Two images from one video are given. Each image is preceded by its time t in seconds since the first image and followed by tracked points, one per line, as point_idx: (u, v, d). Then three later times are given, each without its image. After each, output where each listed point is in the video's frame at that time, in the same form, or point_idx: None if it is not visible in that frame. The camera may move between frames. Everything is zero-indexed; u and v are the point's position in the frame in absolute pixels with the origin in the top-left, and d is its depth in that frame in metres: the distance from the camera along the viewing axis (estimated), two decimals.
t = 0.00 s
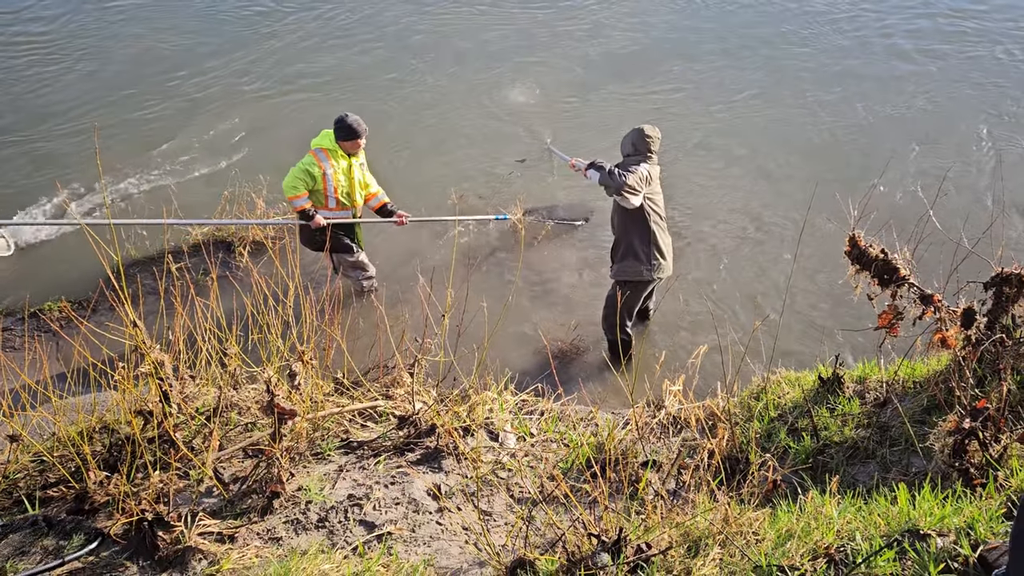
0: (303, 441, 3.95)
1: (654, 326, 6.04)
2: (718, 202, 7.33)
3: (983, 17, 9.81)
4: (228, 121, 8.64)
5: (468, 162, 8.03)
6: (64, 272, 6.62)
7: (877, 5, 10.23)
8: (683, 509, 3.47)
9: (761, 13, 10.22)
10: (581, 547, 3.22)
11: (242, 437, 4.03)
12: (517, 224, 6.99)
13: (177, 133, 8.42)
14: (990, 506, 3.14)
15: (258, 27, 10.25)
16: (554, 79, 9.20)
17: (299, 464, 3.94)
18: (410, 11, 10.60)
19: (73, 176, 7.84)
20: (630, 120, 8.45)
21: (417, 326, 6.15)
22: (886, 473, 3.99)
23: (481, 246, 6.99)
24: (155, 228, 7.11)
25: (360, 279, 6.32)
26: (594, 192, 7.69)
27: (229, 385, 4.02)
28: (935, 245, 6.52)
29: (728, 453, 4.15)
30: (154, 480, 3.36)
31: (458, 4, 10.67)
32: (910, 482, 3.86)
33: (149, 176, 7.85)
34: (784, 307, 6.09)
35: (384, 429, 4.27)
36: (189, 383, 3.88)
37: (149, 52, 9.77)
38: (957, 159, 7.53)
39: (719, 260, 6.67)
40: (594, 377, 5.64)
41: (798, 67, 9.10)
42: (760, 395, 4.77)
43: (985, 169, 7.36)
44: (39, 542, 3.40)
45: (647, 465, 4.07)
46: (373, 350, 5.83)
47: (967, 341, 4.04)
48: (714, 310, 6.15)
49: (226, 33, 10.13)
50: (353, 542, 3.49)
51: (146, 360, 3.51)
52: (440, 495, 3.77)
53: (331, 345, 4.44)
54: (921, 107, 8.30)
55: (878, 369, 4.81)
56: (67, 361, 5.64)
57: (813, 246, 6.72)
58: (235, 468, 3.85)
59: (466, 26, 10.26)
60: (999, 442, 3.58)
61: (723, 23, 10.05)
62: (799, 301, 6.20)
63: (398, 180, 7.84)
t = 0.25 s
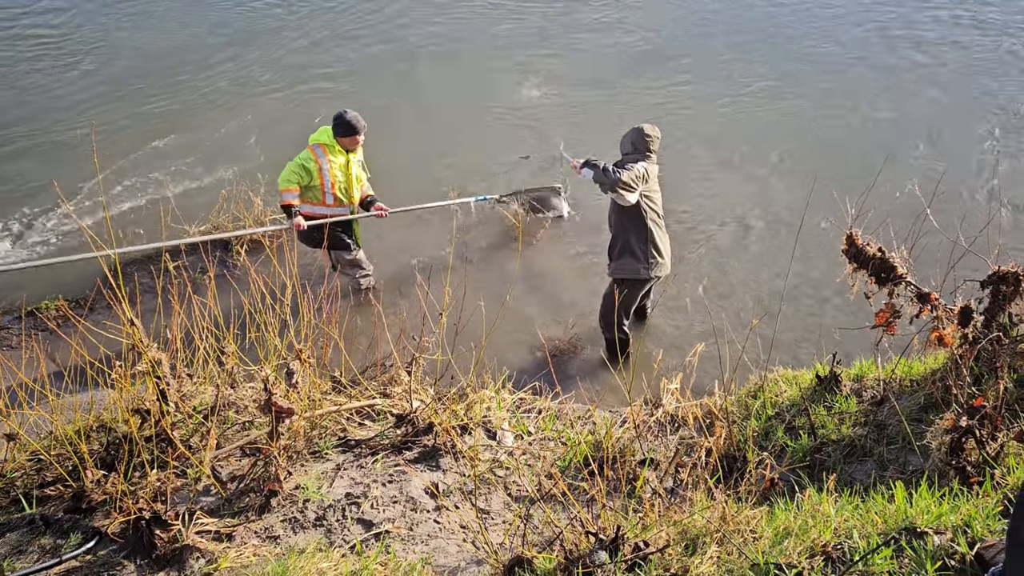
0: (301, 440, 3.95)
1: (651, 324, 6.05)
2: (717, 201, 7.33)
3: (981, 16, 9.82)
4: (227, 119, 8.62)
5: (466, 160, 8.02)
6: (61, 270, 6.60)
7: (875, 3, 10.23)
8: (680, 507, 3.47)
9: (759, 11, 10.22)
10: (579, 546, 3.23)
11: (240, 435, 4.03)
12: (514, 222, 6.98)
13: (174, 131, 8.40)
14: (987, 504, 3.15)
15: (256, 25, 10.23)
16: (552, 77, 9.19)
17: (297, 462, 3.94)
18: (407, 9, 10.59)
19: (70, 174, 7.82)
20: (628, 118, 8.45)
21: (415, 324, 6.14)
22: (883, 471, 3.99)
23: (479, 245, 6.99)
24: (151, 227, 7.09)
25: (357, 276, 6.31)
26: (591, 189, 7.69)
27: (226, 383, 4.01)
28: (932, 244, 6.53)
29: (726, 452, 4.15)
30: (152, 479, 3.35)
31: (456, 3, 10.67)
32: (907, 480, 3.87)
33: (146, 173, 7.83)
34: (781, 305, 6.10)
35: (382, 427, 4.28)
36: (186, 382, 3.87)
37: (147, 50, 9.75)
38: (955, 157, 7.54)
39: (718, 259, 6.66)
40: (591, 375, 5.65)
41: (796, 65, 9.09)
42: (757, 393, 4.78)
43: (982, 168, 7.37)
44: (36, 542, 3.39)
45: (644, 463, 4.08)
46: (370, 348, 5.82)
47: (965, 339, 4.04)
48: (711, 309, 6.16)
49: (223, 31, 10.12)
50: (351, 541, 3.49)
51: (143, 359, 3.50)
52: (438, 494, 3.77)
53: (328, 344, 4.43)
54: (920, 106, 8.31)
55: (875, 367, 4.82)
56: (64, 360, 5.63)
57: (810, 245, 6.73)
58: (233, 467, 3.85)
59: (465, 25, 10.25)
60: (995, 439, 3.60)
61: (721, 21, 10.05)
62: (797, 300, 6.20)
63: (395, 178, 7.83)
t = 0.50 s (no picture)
0: (300, 438, 3.95)
1: (650, 323, 6.04)
2: (717, 200, 7.32)
3: (980, 15, 9.82)
4: (226, 117, 8.61)
5: (465, 158, 8.02)
6: (59, 269, 6.58)
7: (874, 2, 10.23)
8: (679, 506, 3.47)
9: (758, 9, 10.22)
10: (578, 545, 3.23)
11: (239, 434, 4.02)
12: (513, 221, 6.97)
13: (173, 129, 8.40)
14: (986, 503, 3.15)
15: (256, 23, 10.21)
16: (552, 75, 9.18)
17: (296, 461, 3.93)
18: (407, 7, 10.58)
19: (69, 171, 7.81)
20: (627, 117, 8.45)
21: (414, 323, 6.13)
22: (882, 470, 3.99)
23: (478, 243, 6.98)
24: (150, 225, 7.08)
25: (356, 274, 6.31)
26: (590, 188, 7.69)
27: (225, 381, 4.00)
28: (931, 243, 6.53)
29: (725, 451, 4.15)
30: (150, 478, 3.34)
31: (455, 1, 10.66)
32: (905, 479, 3.87)
33: (145, 172, 7.82)
34: (780, 304, 6.09)
35: (381, 426, 4.27)
36: (185, 380, 3.86)
37: (147, 47, 9.73)
38: (954, 157, 7.54)
39: (718, 258, 6.65)
40: (590, 374, 5.65)
41: (797, 65, 9.08)
42: (756, 392, 4.78)
43: (982, 167, 7.37)
44: (35, 540, 3.39)
45: (643, 463, 4.07)
46: (369, 347, 5.82)
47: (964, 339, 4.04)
48: (710, 308, 6.15)
49: (222, 28, 10.12)
50: (350, 539, 3.49)
51: (142, 357, 3.49)
52: (437, 492, 3.77)
53: (327, 342, 4.43)
54: (920, 106, 8.30)
55: (874, 366, 4.81)
56: (62, 358, 5.62)
57: (810, 244, 6.73)
58: (232, 465, 3.85)
59: (465, 24, 10.23)
60: (994, 439, 3.60)
61: (721, 20, 10.04)
62: (796, 299, 6.19)
63: (394, 176, 7.82)
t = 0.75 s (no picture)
0: (301, 435, 3.94)
1: (650, 320, 6.04)
2: (718, 198, 7.30)
3: (981, 13, 9.81)
4: (227, 114, 8.59)
5: (465, 155, 8.01)
6: (59, 264, 6.57)
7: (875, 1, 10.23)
8: (681, 504, 3.47)
9: (759, 7, 10.21)
10: (579, 543, 3.22)
11: (239, 430, 4.02)
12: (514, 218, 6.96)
13: (173, 125, 8.39)
14: (987, 502, 3.15)
15: (256, 21, 10.21)
16: (552, 73, 9.18)
17: (297, 457, 3.94)
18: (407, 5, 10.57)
19: (69, 167, 7.80)
20: (627, 114, 8.45)
21: (414, 320, 6.13)
22: (883, 468, 3.99)
23: (478, 241, 6.97)
24: (150, 221, 7.08)
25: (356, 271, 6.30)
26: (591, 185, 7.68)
27: (226, 378, 4.00)
28: (932, 241, 6.53)
29: (725, 449, 4.15)
30: (151, 474, 3.34)
31: None
32: (906, 477, 3.87)
33: (145, 168, 7.81)
34: (780, 302, 6.09)
35: (381, 423, 4.27)
36: (186, 377, 3.86)
37: (148, 45, 9.72)
38: (954, 155, 7.53)
39: (719, 257, 6.65)
40: (591, 371, 5.65)
41: (798, 63, 9.06)
42: (756, 390, 4.78)
43: (982, 165, 7.37)
44: (35, 536, 3.38)
45: (644, 460, 4.07)
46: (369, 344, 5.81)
47: (965, 337, 4.01)
48: (710, 305, 6.15)
49: (223, 26, 10.12)
50: (351, 536, 3.49)
51: (142, 354, 3.48)
52: (437, 489, 3.77)
53: (328, 339, 4.43)
54: (922, 105, 8.28)
55: (875, 364, 4.81)
56: (62, 354, 5.61)
57: (810, 242, 6.72)
58: (232, 462, 3.84)
59: (466, 22, 10.21)
60: (995, 437, 3.60)
61: (721, 18, 10.04)
62: (797, 297, 6.19)
63: (394, 173, 7.81)
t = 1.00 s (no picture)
0: (301, 432, 3.94)
1: (651, 318, 6.03)
2: (719, 196, 7.30)
3: (982, 12, 9.79)
4: (227, 111, 8.59)
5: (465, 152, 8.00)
6: (59, 261, 6.57)
7: None
8: (681, 502, 3.47)
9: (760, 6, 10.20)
10: (580, 541, 3.22)
11: (239, 427, 4.02)
12: (514, 216, 6.95)
13: (173, 123, 8.39)
14: (989, 500, 3.14)
15: (257, 19, 10.22)
16: (553, 70, 9.17)
17: (297, 454, 3.94)
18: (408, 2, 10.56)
19: (69, 164, 7.80)
20: (628, 112, 8.44)
21: (414, 317, 6.12)
22: (884, 466, 3.99)
23: (478, 238, 6.96)
24: (150, 217, 7.07)
25: (357, 267, 6.29)
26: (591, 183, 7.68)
27: (226, 375, 4.00)
28: (933, 240, 6.52)
29: (726, 447, 4.15)
30: (151, 470, 3.34)
31: None
32: (908, 475, 3.87)
33: (145, 165, 7.81)
34: (780, 300, 6.08)
35: (382, 420, 4.26)
36: (186, 374, 3.86)
37: (149, 43, 9.73)
38: (955, 153, 7.52)
39: (719, 254, 6.64)
40: (591, 369, 5.64)
41: (800, 62, 9.05)
42: (757, 388, 4.78)
43: (983, 163, 7.36)
44: (35, 532, 3.38)
45: (645, 458, 4.07)
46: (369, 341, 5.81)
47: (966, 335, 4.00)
48: (711, 303, 6.14)
49: (223, 25, 10.13)
50: (351, 533, 3.48)
51: (143, 350, 3.48)
52: (438, 486, 3.76)
53: (328, 336, 4.42)
54: (923, 103, 8.27)
55: (875, 362, 4.80)
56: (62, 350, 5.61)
57: (810, 240, 6.72)
58: (232, 458, 3.84)
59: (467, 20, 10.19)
60: (996, 435, 3.60)
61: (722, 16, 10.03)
62: (797, 295, 6.19)
63: (394, 171, 7.80)
